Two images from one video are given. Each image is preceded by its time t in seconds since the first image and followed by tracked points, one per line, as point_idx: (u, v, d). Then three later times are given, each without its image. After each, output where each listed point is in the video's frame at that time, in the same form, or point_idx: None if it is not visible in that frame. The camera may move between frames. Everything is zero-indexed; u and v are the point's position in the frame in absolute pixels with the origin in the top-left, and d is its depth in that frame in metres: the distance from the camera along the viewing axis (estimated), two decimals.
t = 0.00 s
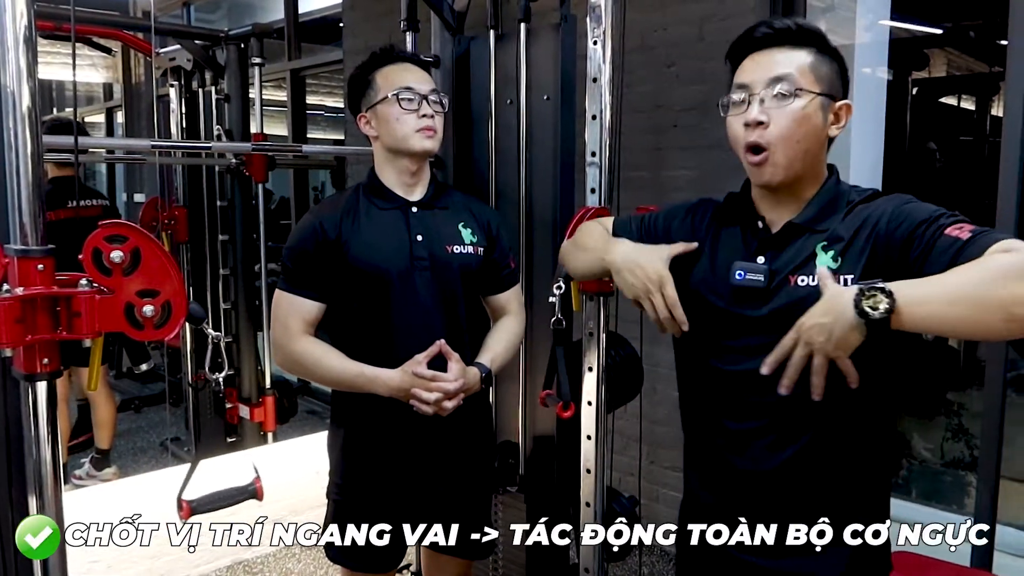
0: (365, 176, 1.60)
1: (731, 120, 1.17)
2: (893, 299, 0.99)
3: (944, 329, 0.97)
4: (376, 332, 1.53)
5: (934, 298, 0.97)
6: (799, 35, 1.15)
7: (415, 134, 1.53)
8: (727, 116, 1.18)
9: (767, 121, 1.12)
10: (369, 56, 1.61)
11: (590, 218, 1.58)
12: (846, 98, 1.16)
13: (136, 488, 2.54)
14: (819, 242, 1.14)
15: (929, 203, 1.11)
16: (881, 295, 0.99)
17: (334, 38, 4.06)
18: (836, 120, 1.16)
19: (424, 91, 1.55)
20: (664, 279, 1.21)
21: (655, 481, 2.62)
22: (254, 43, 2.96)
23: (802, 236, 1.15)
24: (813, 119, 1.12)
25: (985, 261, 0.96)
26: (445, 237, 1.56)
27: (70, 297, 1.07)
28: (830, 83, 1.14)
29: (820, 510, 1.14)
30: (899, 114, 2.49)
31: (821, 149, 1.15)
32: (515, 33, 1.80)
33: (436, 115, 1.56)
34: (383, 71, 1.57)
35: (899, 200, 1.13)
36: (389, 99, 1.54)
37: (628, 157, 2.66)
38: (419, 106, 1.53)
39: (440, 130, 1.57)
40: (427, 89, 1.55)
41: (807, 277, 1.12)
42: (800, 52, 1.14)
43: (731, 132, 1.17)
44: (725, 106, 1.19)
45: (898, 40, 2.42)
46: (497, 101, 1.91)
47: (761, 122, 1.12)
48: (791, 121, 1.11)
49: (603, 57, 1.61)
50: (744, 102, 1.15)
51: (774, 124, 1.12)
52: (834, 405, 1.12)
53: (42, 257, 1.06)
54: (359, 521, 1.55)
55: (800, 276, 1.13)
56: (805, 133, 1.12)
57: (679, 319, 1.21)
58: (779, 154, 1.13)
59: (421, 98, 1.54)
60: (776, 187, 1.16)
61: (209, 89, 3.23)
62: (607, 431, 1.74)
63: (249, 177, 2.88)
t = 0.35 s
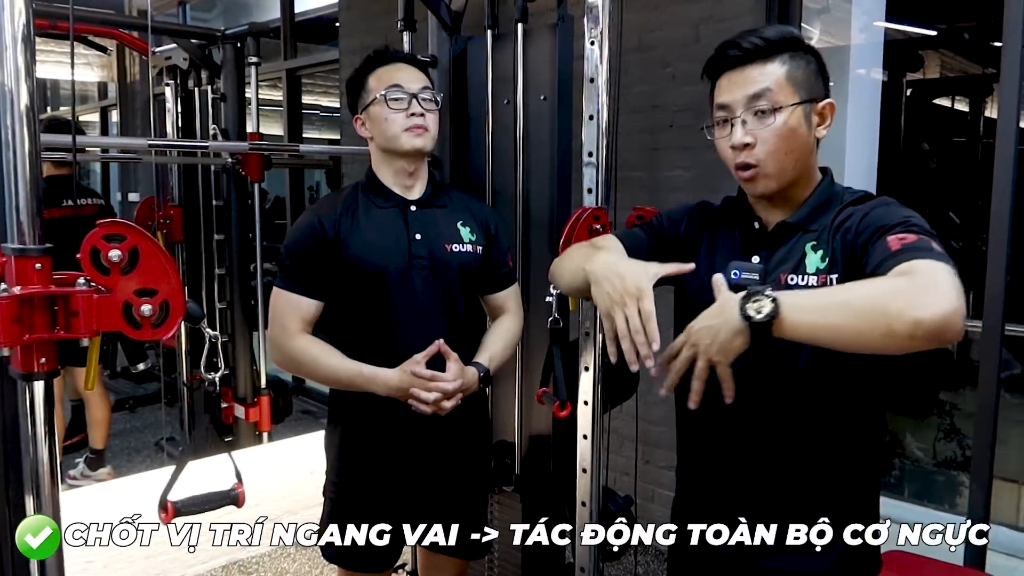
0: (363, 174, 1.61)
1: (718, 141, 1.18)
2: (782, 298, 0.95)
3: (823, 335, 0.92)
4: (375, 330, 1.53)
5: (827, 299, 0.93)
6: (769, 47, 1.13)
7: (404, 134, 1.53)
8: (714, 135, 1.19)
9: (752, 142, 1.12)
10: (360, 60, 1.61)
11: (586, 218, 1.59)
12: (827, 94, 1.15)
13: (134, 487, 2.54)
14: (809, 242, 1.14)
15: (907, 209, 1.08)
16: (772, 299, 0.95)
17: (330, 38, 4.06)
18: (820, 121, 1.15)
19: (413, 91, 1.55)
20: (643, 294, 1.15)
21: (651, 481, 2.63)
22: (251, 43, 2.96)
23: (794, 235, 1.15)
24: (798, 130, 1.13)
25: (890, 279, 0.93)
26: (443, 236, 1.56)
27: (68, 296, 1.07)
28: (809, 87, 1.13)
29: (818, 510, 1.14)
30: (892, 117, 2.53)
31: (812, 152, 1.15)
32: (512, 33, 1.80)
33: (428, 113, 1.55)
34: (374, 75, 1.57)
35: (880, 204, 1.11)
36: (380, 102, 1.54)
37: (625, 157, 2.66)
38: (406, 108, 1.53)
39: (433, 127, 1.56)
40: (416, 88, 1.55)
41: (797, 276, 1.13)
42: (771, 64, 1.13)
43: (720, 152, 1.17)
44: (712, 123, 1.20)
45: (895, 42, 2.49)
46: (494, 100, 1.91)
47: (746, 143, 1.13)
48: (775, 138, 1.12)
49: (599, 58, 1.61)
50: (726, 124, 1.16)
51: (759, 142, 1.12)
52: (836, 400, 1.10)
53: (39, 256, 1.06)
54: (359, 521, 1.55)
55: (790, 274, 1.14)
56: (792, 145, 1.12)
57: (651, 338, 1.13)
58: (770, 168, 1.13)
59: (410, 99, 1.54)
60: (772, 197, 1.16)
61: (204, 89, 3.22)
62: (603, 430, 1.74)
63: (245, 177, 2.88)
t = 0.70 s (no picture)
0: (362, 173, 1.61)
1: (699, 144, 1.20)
2: (745, 426, 0.99)
3: (791, 452, 0.98)
4: (373, 331, 1.53)
5: (793, 415, 0.98)
6: (740, 50, 1.13)
7: (402, 135, 1.52)
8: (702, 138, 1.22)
9: (707, 149, 1.15)
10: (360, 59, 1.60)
11: (585, 219, 1.60)
12: (797, 93, 1.09)
13: (132, 491, 2.57)
14: (794, 254, 1.08)
15: (891, 238, 0.99)
16: (734, 434, 0.99)
17: (325, 37, 4.06)
18: (785, 122, 1.09)
19: (411, 91, 1.54)
20: (618, 409, 1.19)
21: (648, 480, 2.63)
22: (247, 42, 2.95)
23: (779, 242, 1.11)
24: (752, 135, 1.10)
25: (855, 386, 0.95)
26: (442, 237, 1.56)
27: (67, 296, 1.07)
28: (765, 89, 1.09)
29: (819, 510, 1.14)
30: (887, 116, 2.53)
31: (778, 157, 1.11)
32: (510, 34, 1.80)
33: (426, 114, 1.55)
34: (375, 74, 1.57)
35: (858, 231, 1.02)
36: (378, 102, 1.54)
37: (622, 158, 2.66)
38: (404, 109, 1.53)
39: (430, 127, 1.56)
40: (413, 88, 1.54)
41: (776, 288, 1.07)
42: (731, 69, 1.13)
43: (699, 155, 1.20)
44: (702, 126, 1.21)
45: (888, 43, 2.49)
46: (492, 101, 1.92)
47: (705, 149, 1.15)
48: (727, 143, 1.12)
49: (597, 59, 1.61)
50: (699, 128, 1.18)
51: (713, 148, 1.14)
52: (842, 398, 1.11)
53: (39, 256, 1.06)
54: (359, 521, 1.55)
55: (769, 285, 1.08)
56: (746, 148, 1.10)
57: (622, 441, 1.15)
58: (727, 175, 1.13)
59: (408, 99, 1.53)
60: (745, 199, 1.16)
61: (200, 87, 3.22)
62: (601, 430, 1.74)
63: (241, 176, 2.87)
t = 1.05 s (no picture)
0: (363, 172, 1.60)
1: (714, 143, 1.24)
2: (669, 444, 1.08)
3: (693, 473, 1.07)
4: (374, 333, 1.53)
5: (698, 443, 1.06)
6: (734, 53, 1.13)
7: (414, 140, 1.52)
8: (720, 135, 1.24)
9: (707, 154, 1.19)
10: (366, 56, 1.59)
11: (586, 219, 1.60)
12: (784, 98, 1.08)
13: (138, 489, 2.57)
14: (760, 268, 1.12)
15: (826, 262, 0.99)
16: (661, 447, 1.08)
17: (323, 37, 4.05)
18: (774, 128, 1.10)
19: (422, 93, 1.54)
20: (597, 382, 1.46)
21: (647, 480, 2.63)
22: (245, 41, 2.93)
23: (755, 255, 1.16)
24: (741, 142, 1.13)
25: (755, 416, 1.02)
26: (442, 237, 1.55)
27: (69, 296, 1.07)
28: (753, 96, 1.10)
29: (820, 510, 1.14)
30: (886, 116, 2.52)
31: (770, 162, 1.12)
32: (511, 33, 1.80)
33: (435, 119, 1.55)
34: (381, 72, 1.56)
35: (803, 251, 1.03)
36: (389, 102, 1.53)
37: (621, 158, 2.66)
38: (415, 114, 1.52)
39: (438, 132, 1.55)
40: (424, 91, 1.54)
41: (744, 300, 1.14)
42: (725, 74, 1.14)
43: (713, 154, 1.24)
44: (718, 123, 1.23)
45: (887, 42, 2.47)
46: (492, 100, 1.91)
47: (705, 153, 1.20)
48: (720, 150, 1.16)
49: (599, 59, 1.61)
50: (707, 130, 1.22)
51: (711, 153, 1.18)
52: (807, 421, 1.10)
53: (40, 256, 1.05)
54: (360, 521, 1.55)
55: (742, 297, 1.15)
56: (735, 156, 1.14)
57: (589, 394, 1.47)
58: (724, 179, 1.18)
59: (417, 102, 1.53)
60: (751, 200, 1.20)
61: (198, 87, 3.21)
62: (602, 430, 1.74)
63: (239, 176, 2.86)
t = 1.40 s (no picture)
0: (363, 172, 1.59)
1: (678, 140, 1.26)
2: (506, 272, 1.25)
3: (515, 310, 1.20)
4: (377, 333, 1.52)
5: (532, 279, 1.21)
6: (707, 60, 1.17)
7: (415, 139, 1.51)
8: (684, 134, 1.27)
9: (678, 154, 1.23)
10: (366, 53, 1.57)
11: (587, 219, 1.59)
12: (754, 107, 1.13)
13: (136, 489, 2.56)
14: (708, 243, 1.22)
15: (726, 225, 1.09)
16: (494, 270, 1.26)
17: (320, 36, 4.03)
18: (744, 134, 1.14)
19: (422, 91, 1.52)
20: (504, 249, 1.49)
21: (646, 480, 2.63)
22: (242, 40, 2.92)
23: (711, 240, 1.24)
24: (710, 146, 1.17)
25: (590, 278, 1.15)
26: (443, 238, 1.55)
27: (69, 297, 1.06)
28: (726, 103, 1.14)
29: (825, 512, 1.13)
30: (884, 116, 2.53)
31: (737, 167, 1.17)
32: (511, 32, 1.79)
33: (437, 118, 1.54)
34: (381, 70, 1.55)
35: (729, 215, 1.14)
36: (389, 100, 1.52)
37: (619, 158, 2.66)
38: (416, 112, 1.51)
39: (439, 130, 1.55)
40: (424, 89, 1.53)
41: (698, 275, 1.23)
42: (699, 79, 1.18)
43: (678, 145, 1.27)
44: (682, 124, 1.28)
45: (884, 43, 2.48)
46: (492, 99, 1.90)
47: (675, 154, 1.23)
48: (689, 152, 1.20)
49: (600, 59, 1.60)
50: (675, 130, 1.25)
51: (680, 154, 1.22)
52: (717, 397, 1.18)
53: (40, 256, 1.04)
54: (360, 521, 1.55)
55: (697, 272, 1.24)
56: (705, 159, 1.18)
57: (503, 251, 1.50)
58: (692, 180, 1.23)
59: (418, 100, 1.52)
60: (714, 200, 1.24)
61: (195, 86, 3.20)
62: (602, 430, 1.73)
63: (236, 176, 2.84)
